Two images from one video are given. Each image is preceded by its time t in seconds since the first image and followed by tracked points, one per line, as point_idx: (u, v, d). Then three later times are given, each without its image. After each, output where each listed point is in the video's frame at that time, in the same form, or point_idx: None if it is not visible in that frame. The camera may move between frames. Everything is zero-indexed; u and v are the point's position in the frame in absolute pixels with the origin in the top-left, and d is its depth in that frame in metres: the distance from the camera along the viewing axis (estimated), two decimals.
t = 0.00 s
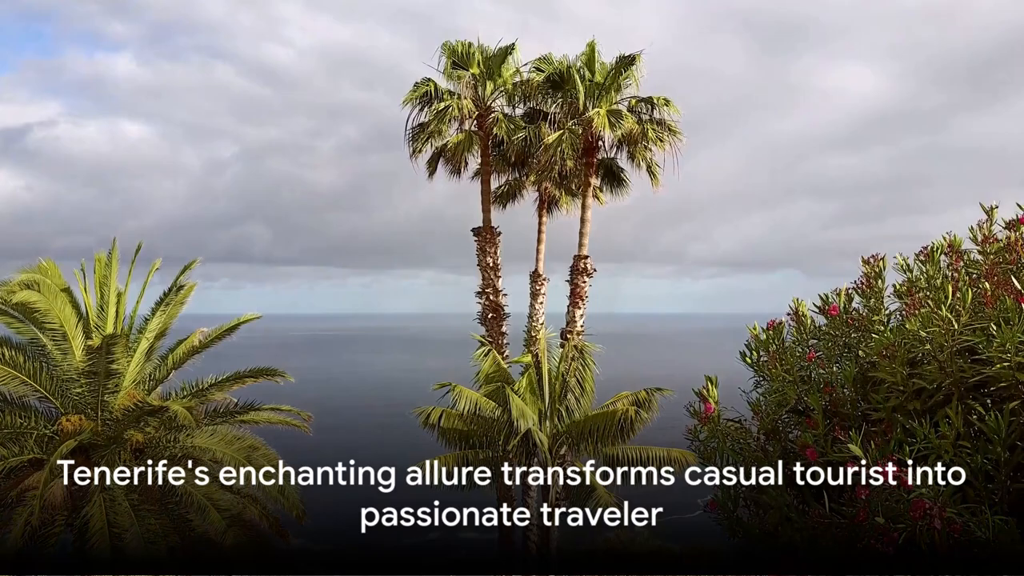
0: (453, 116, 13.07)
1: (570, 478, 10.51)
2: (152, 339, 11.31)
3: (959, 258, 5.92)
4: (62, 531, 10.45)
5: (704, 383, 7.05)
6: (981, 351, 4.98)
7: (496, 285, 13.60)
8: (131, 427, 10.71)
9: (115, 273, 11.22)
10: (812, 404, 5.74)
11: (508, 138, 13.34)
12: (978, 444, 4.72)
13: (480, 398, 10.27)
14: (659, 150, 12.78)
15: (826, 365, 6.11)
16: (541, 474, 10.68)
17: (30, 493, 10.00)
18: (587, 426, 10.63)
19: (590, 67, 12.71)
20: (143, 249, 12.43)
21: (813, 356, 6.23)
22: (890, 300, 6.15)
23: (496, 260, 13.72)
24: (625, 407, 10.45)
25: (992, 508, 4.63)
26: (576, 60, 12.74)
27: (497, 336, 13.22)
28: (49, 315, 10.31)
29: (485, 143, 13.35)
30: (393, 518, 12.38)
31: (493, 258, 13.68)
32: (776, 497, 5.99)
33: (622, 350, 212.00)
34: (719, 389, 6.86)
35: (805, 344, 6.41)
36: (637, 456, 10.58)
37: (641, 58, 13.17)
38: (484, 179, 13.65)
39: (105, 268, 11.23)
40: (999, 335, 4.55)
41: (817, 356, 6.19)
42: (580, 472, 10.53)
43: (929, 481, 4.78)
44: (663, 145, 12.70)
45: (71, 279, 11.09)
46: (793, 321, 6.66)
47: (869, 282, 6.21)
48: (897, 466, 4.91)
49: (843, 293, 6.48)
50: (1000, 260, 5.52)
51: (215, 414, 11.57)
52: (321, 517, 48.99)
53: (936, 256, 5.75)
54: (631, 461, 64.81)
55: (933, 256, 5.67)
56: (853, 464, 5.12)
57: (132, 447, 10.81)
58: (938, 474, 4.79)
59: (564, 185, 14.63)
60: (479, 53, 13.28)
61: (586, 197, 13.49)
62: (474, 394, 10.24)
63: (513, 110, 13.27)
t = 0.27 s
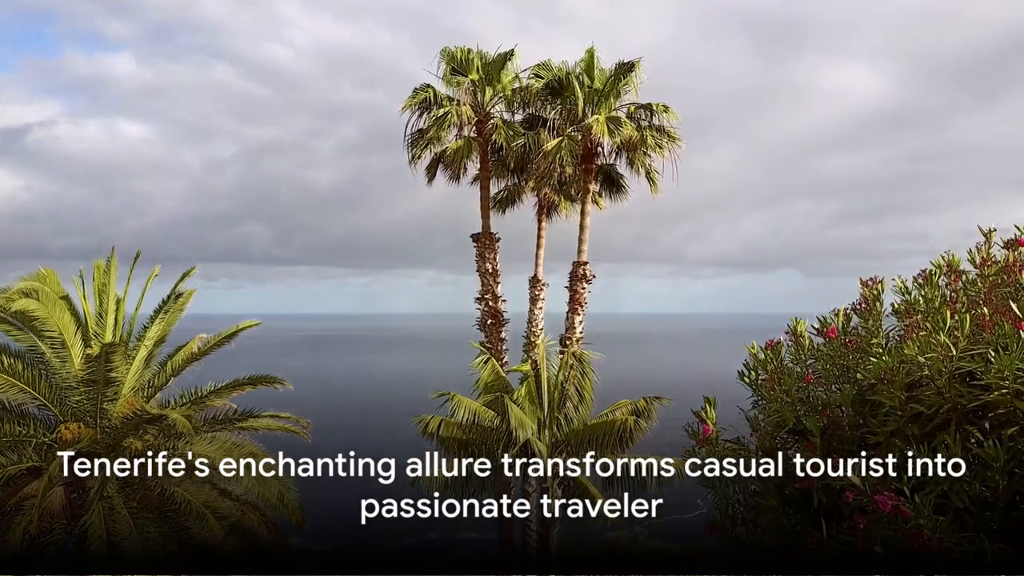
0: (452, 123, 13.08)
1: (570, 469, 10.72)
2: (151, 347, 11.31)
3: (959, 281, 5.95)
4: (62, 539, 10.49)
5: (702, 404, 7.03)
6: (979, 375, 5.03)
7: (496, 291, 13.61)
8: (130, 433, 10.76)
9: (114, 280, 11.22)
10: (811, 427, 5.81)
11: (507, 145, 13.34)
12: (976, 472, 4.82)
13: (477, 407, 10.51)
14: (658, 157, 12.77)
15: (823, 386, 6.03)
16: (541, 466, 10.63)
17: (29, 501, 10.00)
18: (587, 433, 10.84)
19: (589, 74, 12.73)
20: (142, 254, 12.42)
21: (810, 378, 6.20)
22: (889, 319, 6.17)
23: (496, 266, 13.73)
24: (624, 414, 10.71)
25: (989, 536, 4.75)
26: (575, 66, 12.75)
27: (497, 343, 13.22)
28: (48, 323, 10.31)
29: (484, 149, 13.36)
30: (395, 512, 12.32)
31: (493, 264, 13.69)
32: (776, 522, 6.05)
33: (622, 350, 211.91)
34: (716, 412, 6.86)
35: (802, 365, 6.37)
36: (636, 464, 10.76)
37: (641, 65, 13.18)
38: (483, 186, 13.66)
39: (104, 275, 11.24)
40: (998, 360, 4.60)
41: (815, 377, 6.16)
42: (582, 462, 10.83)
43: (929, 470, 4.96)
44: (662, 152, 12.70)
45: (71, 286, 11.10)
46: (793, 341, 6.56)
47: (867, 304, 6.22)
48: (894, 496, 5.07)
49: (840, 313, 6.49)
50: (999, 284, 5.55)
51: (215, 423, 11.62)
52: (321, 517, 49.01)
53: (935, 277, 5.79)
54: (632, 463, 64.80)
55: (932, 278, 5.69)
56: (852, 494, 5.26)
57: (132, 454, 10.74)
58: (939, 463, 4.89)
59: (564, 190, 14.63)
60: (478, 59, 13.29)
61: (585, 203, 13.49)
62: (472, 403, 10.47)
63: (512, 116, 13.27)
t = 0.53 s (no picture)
0: (451, 129, 13.09)
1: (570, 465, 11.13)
2: (149, 354, 11.31)
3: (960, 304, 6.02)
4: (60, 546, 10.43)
5: (702, 424, 6.89)
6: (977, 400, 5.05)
7: (496, 297, 13.61)
8: (130, 441, 10.85)
9: (113, 288, 11.23)
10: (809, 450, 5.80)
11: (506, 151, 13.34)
12: (973, 499, 4.91)
13: (477, 417, 10.65)
14: (657, 163, 12.77)
15: (822, 409, 6.10)
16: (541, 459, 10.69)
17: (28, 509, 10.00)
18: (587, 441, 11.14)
19: (588, 80, 12.70)
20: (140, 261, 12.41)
21: (808, 400, 6.23)
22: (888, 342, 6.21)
23: (495, 272, 13.73)
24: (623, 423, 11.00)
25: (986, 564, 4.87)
26: (574, 73, 12.75)
27: (497, 349, 13.25)
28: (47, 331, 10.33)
29: (484, 155, 13.35)
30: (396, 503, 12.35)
31: (492, 270, 13.70)
32: (776, 545, 6.06)
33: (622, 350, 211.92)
34: (715, 432, 6.79)
35: (800, 387, 6.40)
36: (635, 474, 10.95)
37: (640, 71, 13.18)
38: (483, 191, 13.65)
39: (103, 283, 11.24)
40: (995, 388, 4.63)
41: (814, 400, 6.19)
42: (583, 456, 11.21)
43: (930, 464, 5.16)
44: (661, 158, 12.68)
45: (70, 294, 11.11)
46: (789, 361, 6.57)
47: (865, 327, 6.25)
48: (892, 526, 5.08)
49: (838, 334, 6.49)
50: (998, 308, 5.56)
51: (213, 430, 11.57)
52: (320, 518, 48.99)
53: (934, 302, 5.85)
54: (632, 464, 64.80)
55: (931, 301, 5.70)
56: (850, 524, 5.27)
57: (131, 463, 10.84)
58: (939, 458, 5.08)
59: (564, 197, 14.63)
60: (478, 65, 13.29)
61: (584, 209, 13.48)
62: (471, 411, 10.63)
63: (511, 122, 13.27)
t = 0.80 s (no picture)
0: (451, 135, 13.09)
1: (570, 459, 11.35)
2: (149, 362, 11.32)
3: (957, 323, 5.98)
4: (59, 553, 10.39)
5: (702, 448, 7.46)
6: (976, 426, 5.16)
7: (495, 303, 13.61)
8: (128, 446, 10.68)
9: (112, 295, 11.23)
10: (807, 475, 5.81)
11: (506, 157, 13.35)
12: (969, 523, 4.95)
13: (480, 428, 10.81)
14: (657, 170, 12.78)
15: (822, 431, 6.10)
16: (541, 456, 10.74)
17: (28, 516, 10.00)
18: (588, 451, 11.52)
19: (588, 88, 12.76)
20: (139, 268, 12.41)
21: (808, 423, 6.26)
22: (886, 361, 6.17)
23: (495, 278, 13.74)
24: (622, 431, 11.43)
25: None
26: (573, 80, 12.76)
27: (497, 356, 13.25)
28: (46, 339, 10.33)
29: (483, 162, 13.34)
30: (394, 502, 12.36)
31: (492, 277, 13.70)
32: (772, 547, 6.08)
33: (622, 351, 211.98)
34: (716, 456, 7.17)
35: (800, 411, 6.41)
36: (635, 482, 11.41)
37: (639, 77, 13.20)
38: (482, 198, 13.65)
39: (103, 291, 11.25)
40: (993, 416, 4.74)
41: (813, 423, 6.21)
42: (581, 451, 11.46)
43: (930, 459, 5.18)
44: (660, 165, 12.69)
45: (69, 302, 11.11)
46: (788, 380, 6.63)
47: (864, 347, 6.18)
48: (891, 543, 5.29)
49: (837, 355, 6.49)
50: (996, 332, 5.61)
51: (213, 437, 11.58)
52: (319, 517, 49.00)
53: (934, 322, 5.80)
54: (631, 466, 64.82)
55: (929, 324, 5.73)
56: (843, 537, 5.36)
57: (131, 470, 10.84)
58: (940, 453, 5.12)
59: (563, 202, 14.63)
60: (477, 72, 13.30)
61: (583, 216, 13.49)
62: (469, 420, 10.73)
63: (510, 128, 13.27)
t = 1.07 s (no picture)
0: (450, 142, 13.08)
1: (570, 456, 11.48)
2: (148, 369, 11.31)
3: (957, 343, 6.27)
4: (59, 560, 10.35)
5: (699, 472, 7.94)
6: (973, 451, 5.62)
7: (494, 309, 13.61)
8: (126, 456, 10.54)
9: (111, 303, 11.22)
10: (808, 498, 6.44)
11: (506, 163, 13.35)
12: (966, 542, 5.48)
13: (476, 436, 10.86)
14: (656, 176, 12.79)
15: (821, 444, 6.62)
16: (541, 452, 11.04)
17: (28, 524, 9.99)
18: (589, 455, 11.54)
19: (587, 94, 12.69)
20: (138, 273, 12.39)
21: (808, 441, 6.81)
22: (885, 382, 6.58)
23: (494, 284, 13.74)
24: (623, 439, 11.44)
25: None
26: (573, 86, 12.73)
27: (496, 361, 13.26)
28: (46, 348, 10.32)
29: (483, 168, 13.33)
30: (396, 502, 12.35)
31: (491, 282, 13.70)
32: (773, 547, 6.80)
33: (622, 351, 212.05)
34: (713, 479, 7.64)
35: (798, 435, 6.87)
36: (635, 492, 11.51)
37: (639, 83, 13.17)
38: (482, 204, 13.65)
39: (102, 298, 11.23)
40: (994, 442, 5.21)
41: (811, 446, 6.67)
42: (581, 448, 11.57)
43: (930, 456, 5.58)
44: (660, 171, 12.70)
45: (68, 309, 11.10)
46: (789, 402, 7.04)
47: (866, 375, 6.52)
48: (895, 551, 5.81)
49: (836, 376, 6.88)
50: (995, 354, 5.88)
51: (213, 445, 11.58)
52: (319, 517, 49.08)
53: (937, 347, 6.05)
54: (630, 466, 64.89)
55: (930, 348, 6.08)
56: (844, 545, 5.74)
57: (130, 478, 10.82)
58: (940, 451, 5.55)
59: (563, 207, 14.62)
60: (476, 77, 13.27)
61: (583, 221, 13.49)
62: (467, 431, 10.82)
63: (510, 134, 13.26)
